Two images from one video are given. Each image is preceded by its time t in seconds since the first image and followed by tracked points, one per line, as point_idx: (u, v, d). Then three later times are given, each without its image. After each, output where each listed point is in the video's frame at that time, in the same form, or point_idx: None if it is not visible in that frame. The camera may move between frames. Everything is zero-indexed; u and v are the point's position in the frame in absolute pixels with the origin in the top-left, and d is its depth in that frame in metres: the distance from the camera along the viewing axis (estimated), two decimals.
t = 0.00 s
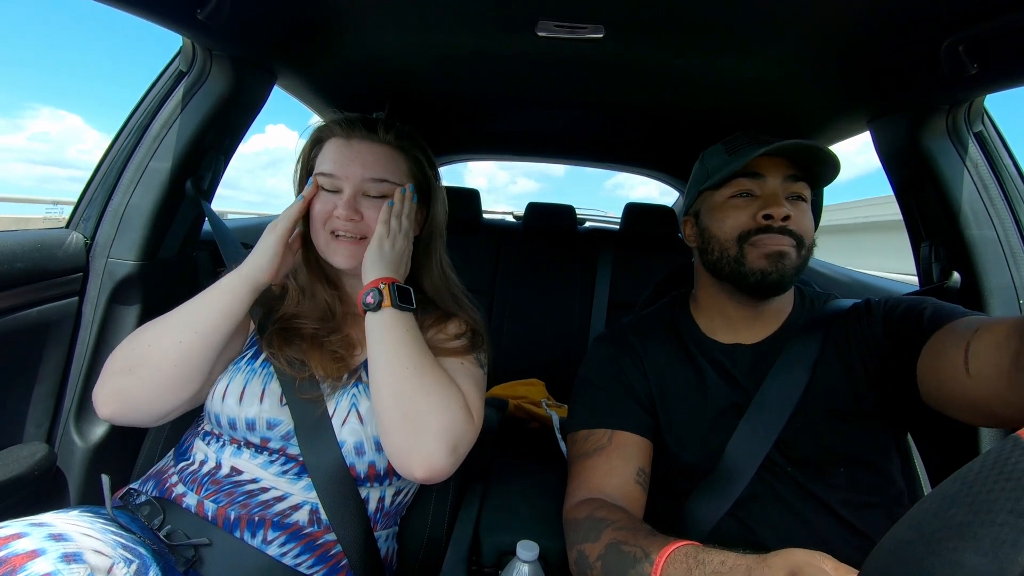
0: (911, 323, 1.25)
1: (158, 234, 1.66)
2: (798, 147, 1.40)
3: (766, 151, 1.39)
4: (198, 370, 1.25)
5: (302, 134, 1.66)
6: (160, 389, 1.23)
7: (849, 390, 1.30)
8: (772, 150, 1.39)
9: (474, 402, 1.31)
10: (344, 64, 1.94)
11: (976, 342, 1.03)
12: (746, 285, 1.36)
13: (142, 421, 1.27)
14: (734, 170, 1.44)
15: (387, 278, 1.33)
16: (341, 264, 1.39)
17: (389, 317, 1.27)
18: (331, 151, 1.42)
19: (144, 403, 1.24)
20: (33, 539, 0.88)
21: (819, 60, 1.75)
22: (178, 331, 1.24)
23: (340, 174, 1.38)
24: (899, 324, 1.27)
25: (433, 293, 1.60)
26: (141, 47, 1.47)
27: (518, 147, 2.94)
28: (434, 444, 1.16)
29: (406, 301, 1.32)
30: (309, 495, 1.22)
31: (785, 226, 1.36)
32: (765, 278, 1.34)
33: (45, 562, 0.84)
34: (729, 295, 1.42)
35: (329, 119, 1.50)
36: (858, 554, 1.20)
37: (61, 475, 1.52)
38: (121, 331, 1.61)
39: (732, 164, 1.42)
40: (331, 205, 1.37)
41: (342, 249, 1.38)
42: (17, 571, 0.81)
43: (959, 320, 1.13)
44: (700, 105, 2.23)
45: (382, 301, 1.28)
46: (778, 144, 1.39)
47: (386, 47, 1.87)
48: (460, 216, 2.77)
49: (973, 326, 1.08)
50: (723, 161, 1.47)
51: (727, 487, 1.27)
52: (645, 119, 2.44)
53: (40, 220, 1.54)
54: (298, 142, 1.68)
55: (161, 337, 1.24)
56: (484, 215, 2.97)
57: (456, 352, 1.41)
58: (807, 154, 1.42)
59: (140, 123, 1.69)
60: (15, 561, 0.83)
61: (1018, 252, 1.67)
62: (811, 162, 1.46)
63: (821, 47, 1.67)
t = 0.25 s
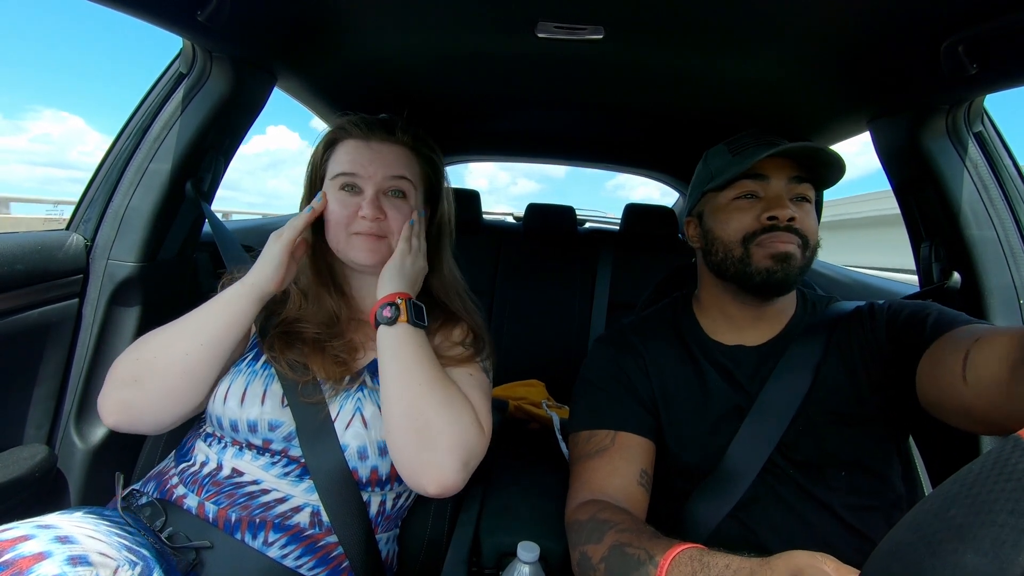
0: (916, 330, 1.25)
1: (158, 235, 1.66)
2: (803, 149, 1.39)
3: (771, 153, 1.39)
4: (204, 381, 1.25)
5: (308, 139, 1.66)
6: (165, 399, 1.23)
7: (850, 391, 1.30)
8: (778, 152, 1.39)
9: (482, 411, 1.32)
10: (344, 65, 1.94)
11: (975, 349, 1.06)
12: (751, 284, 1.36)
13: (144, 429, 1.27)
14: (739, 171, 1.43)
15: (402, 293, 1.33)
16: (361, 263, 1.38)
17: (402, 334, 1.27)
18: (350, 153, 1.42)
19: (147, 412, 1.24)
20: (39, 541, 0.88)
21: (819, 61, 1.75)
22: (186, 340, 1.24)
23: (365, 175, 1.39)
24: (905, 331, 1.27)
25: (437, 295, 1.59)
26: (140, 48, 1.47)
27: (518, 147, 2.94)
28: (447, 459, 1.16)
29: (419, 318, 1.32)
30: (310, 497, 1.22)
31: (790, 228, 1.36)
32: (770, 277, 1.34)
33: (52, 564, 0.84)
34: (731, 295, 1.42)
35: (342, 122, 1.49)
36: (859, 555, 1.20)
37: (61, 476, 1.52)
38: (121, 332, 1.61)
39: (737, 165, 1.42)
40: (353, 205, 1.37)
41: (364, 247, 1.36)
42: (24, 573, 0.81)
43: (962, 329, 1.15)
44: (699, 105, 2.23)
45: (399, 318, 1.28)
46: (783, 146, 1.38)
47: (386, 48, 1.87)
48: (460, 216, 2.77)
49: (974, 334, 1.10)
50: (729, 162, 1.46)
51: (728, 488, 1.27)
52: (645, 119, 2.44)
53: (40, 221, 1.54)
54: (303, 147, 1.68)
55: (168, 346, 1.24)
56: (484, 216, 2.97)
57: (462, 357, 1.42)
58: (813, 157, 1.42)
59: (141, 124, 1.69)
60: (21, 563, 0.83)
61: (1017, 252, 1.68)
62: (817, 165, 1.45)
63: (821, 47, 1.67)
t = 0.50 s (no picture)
0: (913, 334, 1.25)
1: (158, 235, 1.66)
2: (808, 151, 1.39)
3: (776, 154, 1.39)
4: (203, 373, 1.24)
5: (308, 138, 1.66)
6: (163, 390, 1.22)
7: (850, 391, 1.30)
8: (783, 153, 1.39)
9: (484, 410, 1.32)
10: (344, 65, 1.94)
11: (960, 360, 1.07)
12: (753, 286, 1.37)
13: (143, 423, 1.26)
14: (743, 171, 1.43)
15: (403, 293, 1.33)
16: (357, 264, 1.37)
17: (405, 333, 1.27)
18: (347, 155, 1.42)
19: (145, 404, 1.23)
20: (38, 542, 0.88)
21: (819, 61, 1.75)
22: (185, 331, 1.24)
23: (360, 177, 1.39)
24: (903, 332, 1.27)
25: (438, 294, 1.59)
26: (140, 48, 1.47)
27: (518, 147, 2.94)
28: (451, 458, 1.16)
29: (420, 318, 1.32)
30: (310, 497, 1.22)
31: (793, 230, 1.36)
32: (772, 279, 1.34)
33: (50, 565, 0.84)
34: (734, 295, 1.42)
35: (340, 124, 1.49)
36: (859, 555, 1.20)
37: (61, 477, 1.52)
38: (121, 332, 1.61)
39: (742, 166, 1.42)
40: (349, 206, 1.37)
41: (360, 248, 1.36)
42: (22, 574, 0.81)
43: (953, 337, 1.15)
44: (699, 105, 2.23)
45: (401, 318, 1.28)
46: (787, 148, 1.39)
47: (386, 48, 1.87)
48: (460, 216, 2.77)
49: (963, 344, 1.10)
50: (732, 162, 1.46)
51: (728, 488, 1.27)
52: (645, 119, 2.44)
53: (40, 221, 1.54)
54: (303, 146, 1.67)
55: (168, 337, 1.23)
56: (484, 216, 2.97)
57: (463, 356, 1.42)
58: (818, 159, 1.42)
59: (141, 125, 1.69)
60: (19, 564, 0.83)
61: (1017, 252, 1.68)
62: (820, 167, 1.45)
63: (822, 47, 1.67)
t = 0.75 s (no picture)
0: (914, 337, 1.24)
1: (158, 236, 1.66)
2: (811, 151, 1.39)
3: (780, 155, 1.39)
4: (200, 363, 1.24)
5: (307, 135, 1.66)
6: (160, 380, 1.21)
7: (850, 391, 1.30)
8: (786, 153, 1.39)
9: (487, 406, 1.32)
10: (344, 65, 1.94)
11: (954, 368, 1.06)
12: (756, 287, 1.37)
13: (141, 415, 1.26)
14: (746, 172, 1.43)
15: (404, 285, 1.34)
16: (352, 271, 1.39)
17: (410, 325, 1.29)
18: (335, 160, 1.41)
19: (144, 395, 1.23)
20: (38, 541, 0.88)
21: (819, 61, 1.75)
22: (182, 320, 1.24)
23: (348, 183, 1.38)
24: (903, 334, 1.27)
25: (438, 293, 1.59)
26: (141, 48, 1.47)
27: (518, 148, 2.94)
28: (456, 449, 1.16)
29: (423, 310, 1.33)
30: (311, 496, 1.22)
31: (798, 231, 1.36)
32: (776, 280, 1.34)
33: (50, 564, 0.84)
34: (737, 295, 1.42)
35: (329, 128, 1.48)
36: (859, 555, 1.20)
37: (61, 477, 1.52)
38: (121, 333, 1.61)
39: (745, 167, 1.42)
40: (339, 213, 1.36)
41: (354, 254, 1.37)
42: (22, 573, 0.81)
43: (952, 343, 1.14)
44: (699, 106, 2.23)
45: (405, 309, 1.30)
46: (791, 149, 1.39)
47: (386, 48, 1.87)
48: (460, 217, 2.77)
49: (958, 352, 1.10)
50: (735, 163, 1.46)
51: (729, 488, 1.27)
52: (645, 120, 2.44)
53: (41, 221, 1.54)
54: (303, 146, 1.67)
55: (166, 326, 1.24)
56: (484, 217, 2.97)
57: (464, 353, 1.42)
58: (822, 159, 1.42)
59: (141, 126, 1.69)
60: (19, 563, 0.82)
61: (1017, 252, 1.69)
62: (825, 167, 1.45)
63: (822, 48, 1.67)
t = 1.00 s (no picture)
0: (911, 338, 1.24)
1: (158, 236, 1.66)
2: (817, 154, 1.39)
3: (787, 158, 1.38)
4: (195, 355, 1.24)
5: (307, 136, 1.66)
6: (156, 370, 1.21)
7: (850, 392, 1.30)
8: (793, 157, 1.38)
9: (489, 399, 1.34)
10: (344, 66, 1.94)
11: (952, 368, 1.06)
12: (761, 291, 1.36)
13: (138, 407, 1.26)
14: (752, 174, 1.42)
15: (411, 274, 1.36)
16: (352, 275, 1.38)
17: (421, 314, 1.31)
18: (331, 165, 1.41)
19: (139, 386, 1.22)
20: (38, 541, 0.88)
21: (819, 61, 1.75)
22: (179, 311, 1.24)
23: (344, 188, 1.38)
24: (901, 335, 1.27)
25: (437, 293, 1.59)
26: (141, 49, 1.47)
27: (518, 148, 2.94)
28: (466, 437, 1.19)
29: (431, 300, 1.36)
30: (310, 497, 1.22)
31: (803, 234, 1.36)
32: (783, 285, 1.34)
33: (50, 565, 0.84)
34: (740, 298, 1.42)
35: (327, 131, 1.48)
36: (859, 556, 1.20)
37: (61, 477, 1.53)
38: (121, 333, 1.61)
39: (752, 169, 1.41)
40: (337, 218, 1.36)
41: (353, 259, 1.37)
42: (22, 574, 0.81)
43: (948, 346, 1.13)
44: (699, 106, 2.23)
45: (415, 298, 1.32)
46: (799, 151, 1.38)
47: (386, 48, 1.87)
48: (460, 217, 2.77)
49: (956, 352, 1.10)
50: (741, 164, 1.45)
51: (729, 489, 1.27)
52: (645, 120, 2.44)
53: (41, 221, 1.54)
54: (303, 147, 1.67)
55: (162, 317, 1.24)
56: (484, 217, 2.97)
57: (464, 352, 1.43)
58: (826, 161, 1.42)
59: (141, 125, 1.69)
60: (19, 564, 0.82)
61: (1017, 252, 1.69)
62: (828, 168, 1.46)
63: (822, 48, 1.67)
